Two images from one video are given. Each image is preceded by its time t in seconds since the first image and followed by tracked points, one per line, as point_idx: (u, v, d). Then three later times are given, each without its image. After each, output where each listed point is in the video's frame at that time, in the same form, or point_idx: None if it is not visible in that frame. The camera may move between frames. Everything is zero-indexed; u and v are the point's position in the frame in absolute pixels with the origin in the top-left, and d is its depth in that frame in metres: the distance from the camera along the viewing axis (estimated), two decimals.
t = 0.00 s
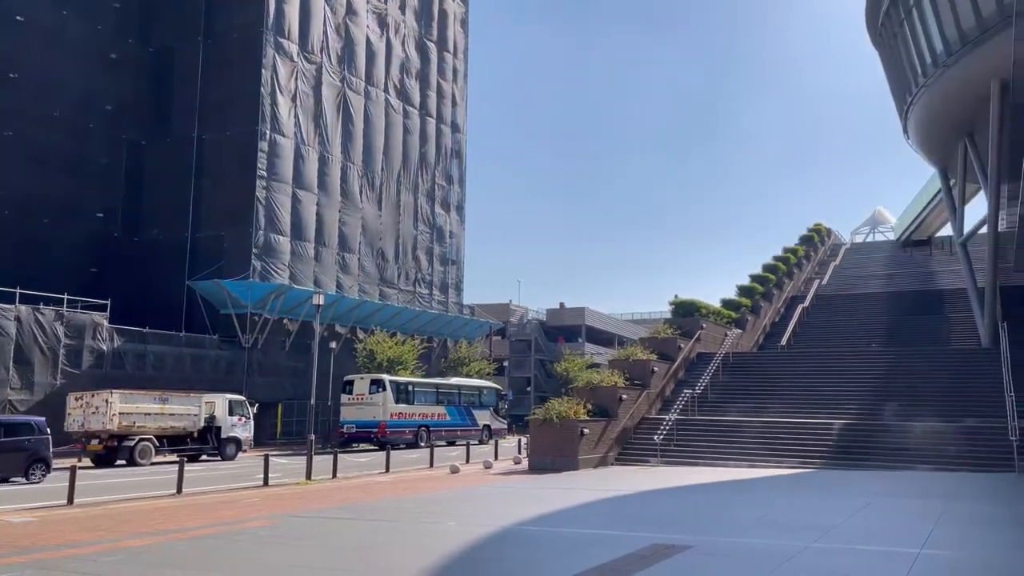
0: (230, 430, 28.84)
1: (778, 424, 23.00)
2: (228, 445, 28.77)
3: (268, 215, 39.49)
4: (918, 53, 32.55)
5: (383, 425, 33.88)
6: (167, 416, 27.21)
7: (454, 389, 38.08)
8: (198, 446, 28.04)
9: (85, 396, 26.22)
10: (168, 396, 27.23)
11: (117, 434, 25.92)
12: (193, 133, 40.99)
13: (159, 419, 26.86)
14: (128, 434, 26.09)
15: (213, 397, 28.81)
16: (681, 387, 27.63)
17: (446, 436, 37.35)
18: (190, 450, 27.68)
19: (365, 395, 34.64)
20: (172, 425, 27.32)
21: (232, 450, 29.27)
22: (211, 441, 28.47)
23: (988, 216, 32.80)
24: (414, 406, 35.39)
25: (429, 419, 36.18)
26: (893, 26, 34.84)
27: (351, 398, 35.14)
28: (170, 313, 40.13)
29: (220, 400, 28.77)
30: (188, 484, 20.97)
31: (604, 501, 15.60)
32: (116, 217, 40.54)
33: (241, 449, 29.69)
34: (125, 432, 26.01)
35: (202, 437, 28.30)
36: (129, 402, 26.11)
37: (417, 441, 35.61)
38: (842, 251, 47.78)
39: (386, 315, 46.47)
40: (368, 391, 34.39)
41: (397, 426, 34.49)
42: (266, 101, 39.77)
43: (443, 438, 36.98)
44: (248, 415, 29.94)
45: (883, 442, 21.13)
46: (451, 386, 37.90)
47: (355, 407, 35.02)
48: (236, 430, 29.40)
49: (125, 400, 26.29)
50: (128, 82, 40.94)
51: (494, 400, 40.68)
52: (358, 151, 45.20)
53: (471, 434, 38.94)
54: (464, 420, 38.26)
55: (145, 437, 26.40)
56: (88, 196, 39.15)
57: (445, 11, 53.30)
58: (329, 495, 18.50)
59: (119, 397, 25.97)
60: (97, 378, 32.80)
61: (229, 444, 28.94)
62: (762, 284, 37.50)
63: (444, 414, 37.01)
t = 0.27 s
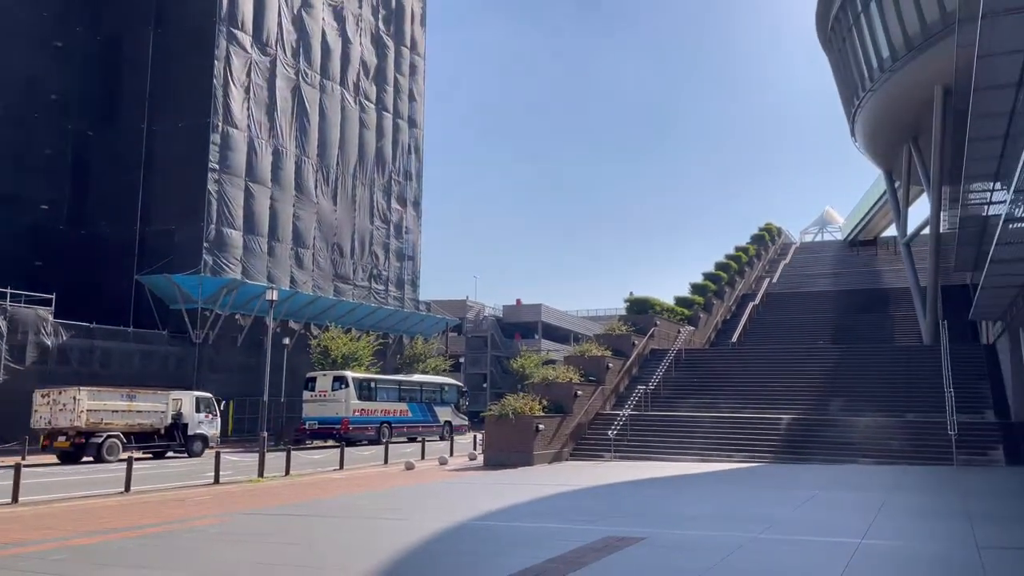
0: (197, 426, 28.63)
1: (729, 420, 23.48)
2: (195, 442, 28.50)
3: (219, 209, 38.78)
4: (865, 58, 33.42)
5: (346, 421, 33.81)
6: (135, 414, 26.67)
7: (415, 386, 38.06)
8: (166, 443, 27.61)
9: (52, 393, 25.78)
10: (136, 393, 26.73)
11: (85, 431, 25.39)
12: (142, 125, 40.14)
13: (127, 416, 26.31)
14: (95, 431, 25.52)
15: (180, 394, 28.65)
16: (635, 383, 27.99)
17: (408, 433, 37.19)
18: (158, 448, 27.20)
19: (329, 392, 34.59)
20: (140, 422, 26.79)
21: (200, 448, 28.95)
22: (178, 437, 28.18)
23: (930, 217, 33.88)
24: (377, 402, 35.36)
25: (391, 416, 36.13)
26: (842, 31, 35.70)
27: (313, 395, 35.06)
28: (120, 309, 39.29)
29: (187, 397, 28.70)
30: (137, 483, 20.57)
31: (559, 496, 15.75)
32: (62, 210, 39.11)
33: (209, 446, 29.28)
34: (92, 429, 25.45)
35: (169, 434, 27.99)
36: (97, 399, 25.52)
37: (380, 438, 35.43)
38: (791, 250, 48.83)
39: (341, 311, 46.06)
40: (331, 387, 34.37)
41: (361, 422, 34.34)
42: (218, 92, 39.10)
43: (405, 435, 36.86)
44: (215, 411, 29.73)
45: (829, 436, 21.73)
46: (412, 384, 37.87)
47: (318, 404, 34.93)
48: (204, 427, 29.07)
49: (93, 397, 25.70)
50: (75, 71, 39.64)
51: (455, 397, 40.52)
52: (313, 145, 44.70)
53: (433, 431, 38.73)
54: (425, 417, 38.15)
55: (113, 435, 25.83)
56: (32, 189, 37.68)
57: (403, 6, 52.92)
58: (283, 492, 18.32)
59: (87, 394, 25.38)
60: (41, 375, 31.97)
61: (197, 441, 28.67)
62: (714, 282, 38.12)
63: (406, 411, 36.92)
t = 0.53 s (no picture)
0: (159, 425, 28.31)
1: (679, 415, 23.89)
2: (157, 440, 28.03)
3: (166, 202, 38.02)
4: (813, 61, 34.20)
5: (305, 419, 33.63)
6: (97, 412, 26.36)
7: (374, 384, 37.71)
8: (128, 441, 27.32)
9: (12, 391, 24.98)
10: (98, 391, 26.44)
11: (46, 430, 24.94)
12: (86, 115, 39.06)
13: (89, 414, 25.98)
14: (57, 430, 25.11)
15: (142, 393, 28.18)
16: (588, 380, 28.25)
17: (367, 431, 36.97)
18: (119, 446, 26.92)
19: (287, 389, 34.38)
20: (102, 420, 26.49)
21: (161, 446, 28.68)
22: (140, 436, 27.71)
23: (874, 217, 34.86)
24: (336, 400, 35.16)
25: (351, 414, 35.94)
26: (792, 33, 36.43)
27: (273, 392, 34.81)
28: (63, 304, 37.89)
29: (150, 395, 28.28)
30: (80, 482, 20.03)
31: (512, 492, 15.83)
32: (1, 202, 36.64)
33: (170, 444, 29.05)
34: (54, 428, 25.05)
35: (131, 432, 27.66)
36: (59, 397, 25.13)
37: (339, 435, 35.23)
38: (741, 249, 49.72)
39: (293, 308, 45.43)
40: (290, 385, 34.13)
41: (320, 419, 34.23)
42: (165, 83, 38.24)
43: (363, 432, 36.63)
44: (177, 409, 29.30)
45: (776, 431, 22.26)
46: (371, 381, 37.56)
47: (277, 401, 34.68)
48: (166, 426, 28.77)
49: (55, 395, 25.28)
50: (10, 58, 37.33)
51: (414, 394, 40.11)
52: (264, 139, 44.01)
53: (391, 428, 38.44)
54: (384, 415, 37.90)
55: (75, 433, 25.46)
56: None
57: None
58: (232, 491, 18.05)
59: (49, 393, 24.94)
60: None
61: (159, 439, 28.37)
62: (667, 280, 38.60)
63: (365, 408, 36.70)
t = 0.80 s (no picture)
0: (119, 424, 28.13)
1: (630, 412, 24.25)
2: (116, 439, 27.80)
3: (111, 197, 37.06)
4: (761, 64, 35.38)
5: (262, 417, 33.22)
6: (55, 412, 26.06)
7: (330, 382, 37.35)
8: (87, 441, 27.11)
9: None
10: (57, 391, 26.15)
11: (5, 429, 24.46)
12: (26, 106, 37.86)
13: (48, 414, 25.62)
14: (15, 430, 24.67)
15: (100, 392, 27.87)
16: (542, 377, 28.43)
17: (324, 428, 36.62)
18: (78, 445, 26.70)
19: (245, 388, 33.86)
20: (61, 420, 26.22)
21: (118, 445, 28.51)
22: (98, 435, 27.64)
23: (818, 217, 35.83)
24: (293, 398, 34.76)
25: (308, 412, 35.56)
26: (741, 37, 37.41)
27: (229, 391, 34.29)
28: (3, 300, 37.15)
29: (108, 394, 28.01)
30: (20, 484, 19.47)
31: (465, 489, 15.92)
32: None
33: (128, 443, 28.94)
34: (13, 428, 24.61)
35: (89, 431, 27.43)
36: (19, 397, 24.72)
37: (297, 433, 34.86)
38: (692, 248, 50.50)
39: (242, 305, 44.75)
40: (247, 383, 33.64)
41: (278, 418, 33.81)
42: (110, 75, 37.25)
43: (321, 431, 36.27)
44: (135, 408, 29.20)
45: (723, 426, 22.76)
46: (328, 379, 37.19)
47: (234, 400, 34.18)
48: (124, 425, 28.60)
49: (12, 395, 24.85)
50: None
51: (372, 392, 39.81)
52: (213, 133, 43.21)
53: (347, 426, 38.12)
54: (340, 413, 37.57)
55: (33, 433, 25.07)
56: None
57: None
58: (181, 491, 17.75)
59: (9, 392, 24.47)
60: None
61: (117, 438, 28.21)
62: (618, 278, 39.06)
63: (323, 406, 36.33)
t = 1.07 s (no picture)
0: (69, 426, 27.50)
1: (578, 410, 24.48)
2: (66, 441, 27.20)
3: (47, 191, 35.78)
4: (708, 68, 36.31)
5: (213, 418, 32.53)
6: (4, 414, 25.35)
7: (280, 382, 36.73)
8: (36, 442, 26.49)
9: None
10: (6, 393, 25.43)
11: None
12: None
13: None
14: None
15: (50, 393, 27.14)
16: (492, 375, 28.46)
17: (275, 429, 36.03)
18: (26, 447, 26.07)
19: (194, 389, 33.09)
20: (10, 422, 25.52)
21: (68, 446, 27.92)
22: (48, 437, 27.04)
23: (761, 218, 36.68)
24: (244, 398, 34.10)
25: (259, 412, 34.95)
26: (687, 41, 38.30)
27: (178, 391, 33.48)
28: None
29: (58, 395, 27.31)
30: None
31: (415, 488, 15.88)
32: None
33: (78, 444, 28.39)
34: None
35: (39, 433, 26.79)
36: None
37: (247, 434, 34.25)
38: (639, 248, 51.12)
39: (185, 303, 43.76)
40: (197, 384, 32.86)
41: (228, 418, 33.14)
42: (46, 65, 35.96)
43: (271, 431, 35.68)
44: (85, 408, 28.56)
45: (670, 423, 23.16)
46: (279, 378, 36.59)
47: (183, 401, 33.38)
48: (75, 426, 27.98)
49: None
50: None
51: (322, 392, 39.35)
52: (154, 127, 42.09)
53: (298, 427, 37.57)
54: (291, 412, 37.00)
55: None
56: None
57: None
58: (122, 494, 17.27)
59: None
60: None
61: (67, 439, 27.61)
62: (568, 277, 39.33)
63: (273, 407, 35.74)
